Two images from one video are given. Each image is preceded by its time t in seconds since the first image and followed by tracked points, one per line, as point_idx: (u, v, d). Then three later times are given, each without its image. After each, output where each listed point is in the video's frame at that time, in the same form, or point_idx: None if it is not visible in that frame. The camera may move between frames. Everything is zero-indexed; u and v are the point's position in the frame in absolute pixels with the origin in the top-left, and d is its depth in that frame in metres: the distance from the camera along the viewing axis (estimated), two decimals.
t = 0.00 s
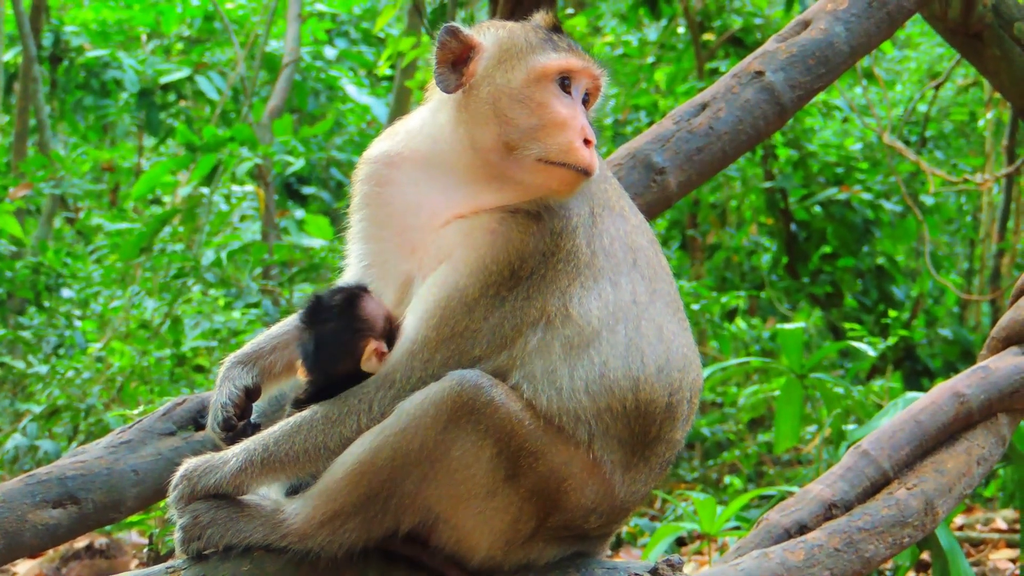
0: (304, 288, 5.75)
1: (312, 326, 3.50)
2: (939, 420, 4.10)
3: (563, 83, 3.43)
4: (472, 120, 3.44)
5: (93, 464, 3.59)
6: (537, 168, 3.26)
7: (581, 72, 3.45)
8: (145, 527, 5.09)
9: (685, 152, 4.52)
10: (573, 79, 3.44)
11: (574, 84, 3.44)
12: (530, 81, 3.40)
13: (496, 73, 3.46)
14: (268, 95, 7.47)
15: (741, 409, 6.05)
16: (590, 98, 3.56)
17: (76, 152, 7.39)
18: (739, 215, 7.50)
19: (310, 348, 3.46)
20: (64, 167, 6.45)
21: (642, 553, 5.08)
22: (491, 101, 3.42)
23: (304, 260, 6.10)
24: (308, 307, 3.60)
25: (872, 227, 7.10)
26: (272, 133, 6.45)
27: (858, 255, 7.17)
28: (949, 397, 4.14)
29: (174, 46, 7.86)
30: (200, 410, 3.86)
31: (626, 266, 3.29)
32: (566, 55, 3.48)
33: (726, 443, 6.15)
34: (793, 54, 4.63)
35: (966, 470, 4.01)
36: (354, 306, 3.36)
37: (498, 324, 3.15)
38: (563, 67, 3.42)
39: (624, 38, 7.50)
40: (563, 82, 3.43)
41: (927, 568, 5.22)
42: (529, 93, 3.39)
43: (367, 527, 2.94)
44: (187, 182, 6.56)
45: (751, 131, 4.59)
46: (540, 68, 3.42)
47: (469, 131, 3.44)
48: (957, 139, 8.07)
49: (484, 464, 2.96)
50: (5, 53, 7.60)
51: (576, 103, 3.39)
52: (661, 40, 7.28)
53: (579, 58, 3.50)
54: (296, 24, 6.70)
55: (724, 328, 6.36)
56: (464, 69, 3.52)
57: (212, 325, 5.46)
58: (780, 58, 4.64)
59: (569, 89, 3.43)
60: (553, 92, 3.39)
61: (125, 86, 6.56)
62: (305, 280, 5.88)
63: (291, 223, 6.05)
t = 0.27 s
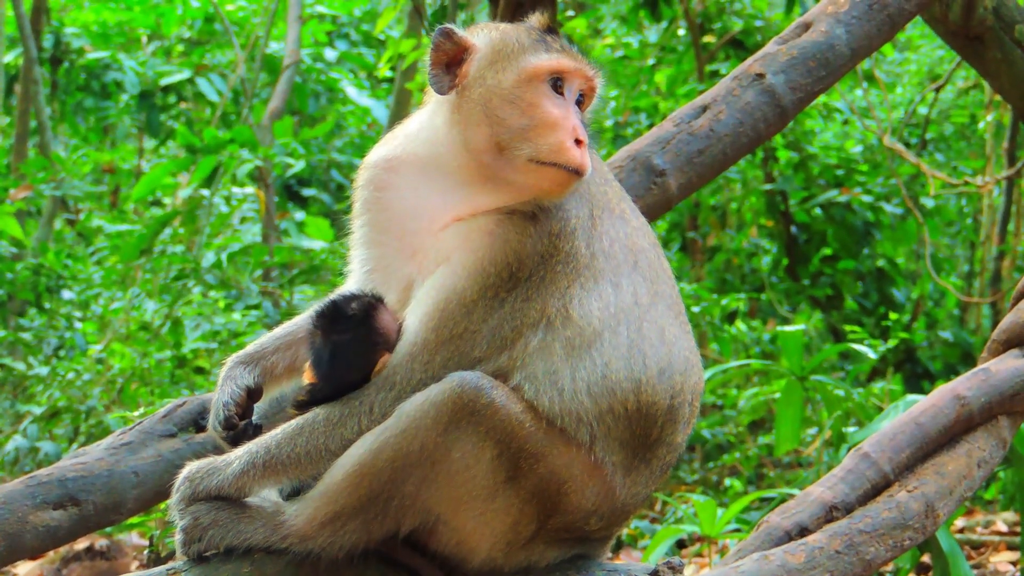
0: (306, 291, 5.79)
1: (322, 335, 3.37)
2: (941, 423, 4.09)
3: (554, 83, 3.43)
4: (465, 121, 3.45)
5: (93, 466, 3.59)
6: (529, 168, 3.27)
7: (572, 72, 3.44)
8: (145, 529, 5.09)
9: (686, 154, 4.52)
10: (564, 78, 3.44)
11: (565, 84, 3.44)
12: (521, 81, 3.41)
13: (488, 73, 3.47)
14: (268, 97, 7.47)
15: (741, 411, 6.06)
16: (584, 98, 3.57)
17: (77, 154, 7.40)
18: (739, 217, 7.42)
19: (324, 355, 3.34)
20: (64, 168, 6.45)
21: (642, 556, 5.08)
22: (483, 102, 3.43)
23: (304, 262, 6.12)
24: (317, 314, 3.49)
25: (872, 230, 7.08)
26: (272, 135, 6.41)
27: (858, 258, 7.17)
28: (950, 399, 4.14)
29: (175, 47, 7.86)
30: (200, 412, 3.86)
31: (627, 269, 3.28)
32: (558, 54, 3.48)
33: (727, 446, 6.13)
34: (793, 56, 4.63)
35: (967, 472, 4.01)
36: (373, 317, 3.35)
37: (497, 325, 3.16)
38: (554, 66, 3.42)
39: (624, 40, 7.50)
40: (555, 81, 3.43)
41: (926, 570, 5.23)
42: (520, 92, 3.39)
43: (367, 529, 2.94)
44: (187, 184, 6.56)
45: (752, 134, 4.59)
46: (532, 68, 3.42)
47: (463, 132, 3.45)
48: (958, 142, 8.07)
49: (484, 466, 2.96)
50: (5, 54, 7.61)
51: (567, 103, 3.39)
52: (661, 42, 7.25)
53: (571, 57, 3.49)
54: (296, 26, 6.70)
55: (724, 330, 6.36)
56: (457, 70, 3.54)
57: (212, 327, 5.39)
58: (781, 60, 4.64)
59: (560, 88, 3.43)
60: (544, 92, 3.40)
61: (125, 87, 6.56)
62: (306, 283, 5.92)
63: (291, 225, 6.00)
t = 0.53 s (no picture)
0: (305, 292, 5.80)
1: (322, 344, 3.38)
2: (942, 424, 4.08)
3: (542, 85, 3.49)
4: (455, 123, 3.53)
5: (95, 468, 3.60)
6: (514, 169, 3.34)
7: (560, 74, 3.50)
8: (147, 531, 5.09)
9: (687, 156, 4.52)
10: (553, 80, 3.50)
11: (554, 86, 3.50)
12: (510, 83, 3.48)
13: (479, 75, 3.55)
14: (269, 99, 7.46)
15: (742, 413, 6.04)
16: (577, 102, 3.58)
17: (78, 156, 7.40)
18: (741, 219, 7.54)
19: (325, 365, 3.36)
20: (65, 170, 6.45)
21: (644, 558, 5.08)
22: (472, 104, 3.51)
23: (305, 263, 6.12)
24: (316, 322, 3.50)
25: (874, 231, 7.04)
26: (273, 137, 6.48)
27: (859, 259, 7.15)
28: (951, 400, 4.13)
29: (176, 49, 7.85)
30: (201, 414, 3.88)
31: (627, 270, 3.27)
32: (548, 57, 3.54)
33: (728, 447, 6.11)
34: (795, 58, 4.63)
35: (969, 473, 3.99)
36: (372, 326, 3.35)
37: (496, 326, 3.17)
38: (542, 68, 3.49)
39: (626, 41, 7.51)
40: (543, 84, 3.49)
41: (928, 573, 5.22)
42: (508, 94, 3.47)
43: (368, 530, 2.94)
44: (188, 186, 6.56)
45: (753, 135, 4.59)
46: (520, 70, 3.49)
47: (454, 134, 3.52)
48: (959, 143, 8.07)
49: (485, 467, 2.96)
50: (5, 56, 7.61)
51: (555, 105, 3.46)
52: (662, 44, 7.19)
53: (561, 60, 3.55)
54: (296, 27, 6.70)
55: (726, 331, 6.36)
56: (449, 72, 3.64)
57: (213, 328, 5.42)
58: (782, 62, 4.63)
59: (550, 90, 3.49)
60: (532, 94, 3.47)
61: (126, 89, 6.57)
62: (307, 285, 5.95)
63: (293, 228, 5.93)
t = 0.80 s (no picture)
0: (323, 297, 5.84)
1: (338, 357, 3.38)
2: (960, 434, 3.82)
3: (530, 87, 3.36)
4: (449, 130, 3.49)
5: (112, 474, 3.60)
6: (497, 174, 3.28)
7: (550, 75, 3.35)
8: (164, 537, 5.12)
9: (704, 164, 4.52)
10: (543, 82, 3.36)
11: (544, 87, 3.35)
12: (497, 87, 3.38)
13: (470, 80, 3.47)
14: (286, 104, 7.48)
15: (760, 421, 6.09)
16: (573, 104, 3.40)
17: (95, 160, 7.45)
18: (757, 225, 7.61)
19: (342, 378, 3.33)
20: (82, 175, 6.48)
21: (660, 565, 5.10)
22: (458, 112, 3.45)
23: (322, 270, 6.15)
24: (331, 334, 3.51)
25: (891, 239, 7.10)
26: (290, 143, 6.53)
27: (877, 267, 7.13)
28: (968, 410, 3.87)
29: (193, 55, 7.89)
30: (218, 421, 3.88)
31: (641, 279, 3.21)
32: (537, 57, 3.40)
33: (744, 455, 6.14)
34: (813, 66, 4.62)
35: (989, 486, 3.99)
36: (389, 337, 3.39)
37: (508, 334, 3.14)
38: (528, 70, 3.36)
39: (643, 48, 7.53)
40: (532, 86, 3.36)
41: None
42: (495, 99, 3.37)
43: (385, 539, 2.97)
44: (205, 191, 6.58)
45: (771, 144, 4.58)
46: (507, 74, 3.38)
47: (448, 144, 3.49)
48: (975, 151, 8.00)
49: (503, 476, 2.97)
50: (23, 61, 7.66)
51: (543, 107, 3.32)
52: (679, 51, 7.19)
53: (553, 59, 3.39)
54: (313, 34, 6.72)
55: (742, 339, 6.38)
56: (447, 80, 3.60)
57: (230, 335, 5.56)
58: (800, 70, 4.63)
59: (539, 93, 3.35)
60: (518, 97, 3.35)
61: (144, 95, 6.59)
62: (323, 291, 5.95)
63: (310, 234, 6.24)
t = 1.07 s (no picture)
0: (328, 301, 5.91)
1: (341, 361, 3.42)
2: (964, 434, 3.82)
3: (504, 79, 3.37)
4: (432, 129, 3.52)
5: (117, 476, 3.59)
6: (476, 167, 3.31)
7: (523, 66, 3.35)
8: (170, 539, 5.12)
9: (709, 164, 4.52)
10: (517, 74, 3.36)
11: (518, 79, 3.36)
12: (472, 83, 3.41)
13: (449, 78, 3.50)
14: (290, 106, 7.49)
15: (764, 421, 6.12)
16: (553, 94, 3.39)
17: (99, 163, 7.46)
18: (762, 227, 7.64)
19: (344, 382, 3.37)
20: (87, 178, 6.48)
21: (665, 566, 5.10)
22: (439, 109, 3.48)
23: (328, 272, 6.17)
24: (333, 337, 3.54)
25: (895, 239, 7.10)
26: (295, 145, 6.53)
27: (881, 267, 7.16)
28: (973, 410, 3.86)
29: (197, 57, 7.89)
30: (223, 422, 3.87)
31: (642, 278, 3.20)
32: (511, 49, 3.41)
33: (749, 455, 6.15)
34: (817, 66, 4.62)
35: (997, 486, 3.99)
36: (393, 339, 3.45)
37: (506, 332, 3.14)
38: (502, 63, 3.38)
39: (647, 49, 7.56)
40: (506, 78, 3.37)
41: None
42: (470, 94, 3.40)
43: (390, 539, 2.97)
44: (209, 194, 6.59)
45: (776, 143, 4.58)
46: (480, 69, 3.41)
47: (432, 142, 3.52)
48: (981, 151, 8.05)
49: (508, 476, 2.96)
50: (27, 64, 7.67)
51: (517, 99, 3.34)
52: (683, 52, 7.23)
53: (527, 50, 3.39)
54: (318, 35, 6.73)
55: (747, 340, 6.39)
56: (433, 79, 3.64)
57: (235, 337, 5.53)
58: (804, 70, 4.62)
59: (514, 85, 3.36)
60: (492, 90, 3.37)
61: (149, 97, 6.60)
62: (328, 293, 6.06)
63: (314, 236, 6.05)
